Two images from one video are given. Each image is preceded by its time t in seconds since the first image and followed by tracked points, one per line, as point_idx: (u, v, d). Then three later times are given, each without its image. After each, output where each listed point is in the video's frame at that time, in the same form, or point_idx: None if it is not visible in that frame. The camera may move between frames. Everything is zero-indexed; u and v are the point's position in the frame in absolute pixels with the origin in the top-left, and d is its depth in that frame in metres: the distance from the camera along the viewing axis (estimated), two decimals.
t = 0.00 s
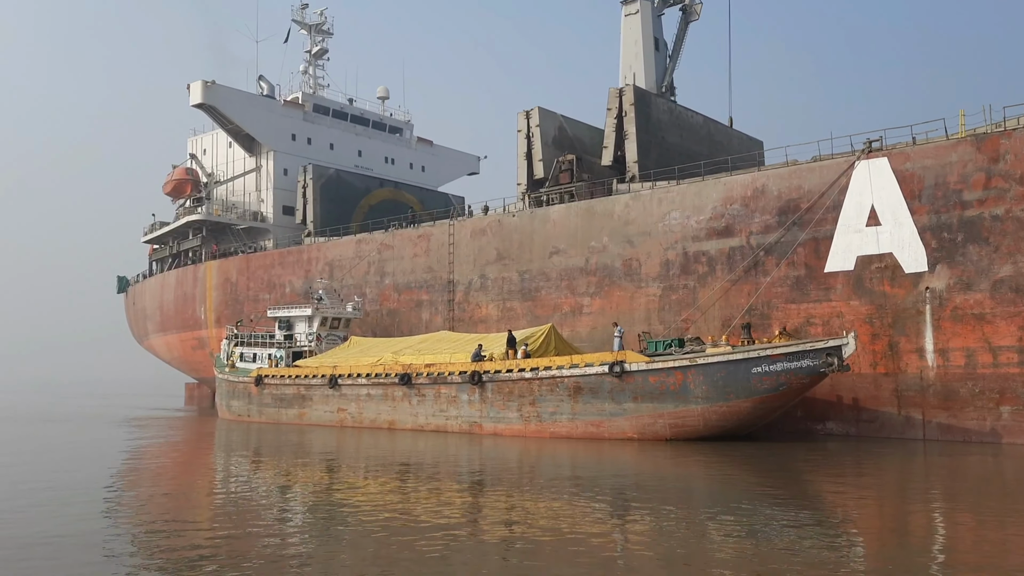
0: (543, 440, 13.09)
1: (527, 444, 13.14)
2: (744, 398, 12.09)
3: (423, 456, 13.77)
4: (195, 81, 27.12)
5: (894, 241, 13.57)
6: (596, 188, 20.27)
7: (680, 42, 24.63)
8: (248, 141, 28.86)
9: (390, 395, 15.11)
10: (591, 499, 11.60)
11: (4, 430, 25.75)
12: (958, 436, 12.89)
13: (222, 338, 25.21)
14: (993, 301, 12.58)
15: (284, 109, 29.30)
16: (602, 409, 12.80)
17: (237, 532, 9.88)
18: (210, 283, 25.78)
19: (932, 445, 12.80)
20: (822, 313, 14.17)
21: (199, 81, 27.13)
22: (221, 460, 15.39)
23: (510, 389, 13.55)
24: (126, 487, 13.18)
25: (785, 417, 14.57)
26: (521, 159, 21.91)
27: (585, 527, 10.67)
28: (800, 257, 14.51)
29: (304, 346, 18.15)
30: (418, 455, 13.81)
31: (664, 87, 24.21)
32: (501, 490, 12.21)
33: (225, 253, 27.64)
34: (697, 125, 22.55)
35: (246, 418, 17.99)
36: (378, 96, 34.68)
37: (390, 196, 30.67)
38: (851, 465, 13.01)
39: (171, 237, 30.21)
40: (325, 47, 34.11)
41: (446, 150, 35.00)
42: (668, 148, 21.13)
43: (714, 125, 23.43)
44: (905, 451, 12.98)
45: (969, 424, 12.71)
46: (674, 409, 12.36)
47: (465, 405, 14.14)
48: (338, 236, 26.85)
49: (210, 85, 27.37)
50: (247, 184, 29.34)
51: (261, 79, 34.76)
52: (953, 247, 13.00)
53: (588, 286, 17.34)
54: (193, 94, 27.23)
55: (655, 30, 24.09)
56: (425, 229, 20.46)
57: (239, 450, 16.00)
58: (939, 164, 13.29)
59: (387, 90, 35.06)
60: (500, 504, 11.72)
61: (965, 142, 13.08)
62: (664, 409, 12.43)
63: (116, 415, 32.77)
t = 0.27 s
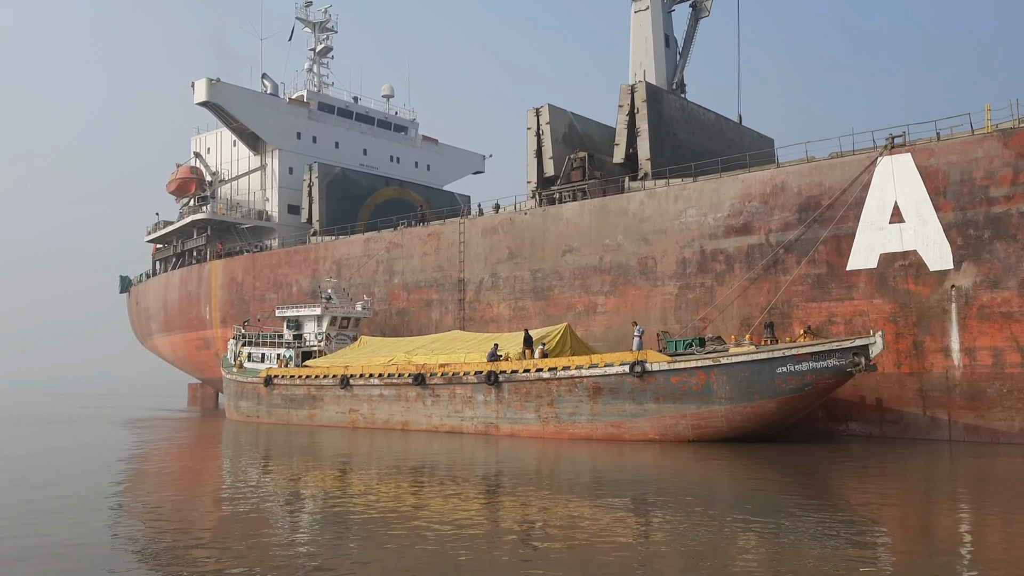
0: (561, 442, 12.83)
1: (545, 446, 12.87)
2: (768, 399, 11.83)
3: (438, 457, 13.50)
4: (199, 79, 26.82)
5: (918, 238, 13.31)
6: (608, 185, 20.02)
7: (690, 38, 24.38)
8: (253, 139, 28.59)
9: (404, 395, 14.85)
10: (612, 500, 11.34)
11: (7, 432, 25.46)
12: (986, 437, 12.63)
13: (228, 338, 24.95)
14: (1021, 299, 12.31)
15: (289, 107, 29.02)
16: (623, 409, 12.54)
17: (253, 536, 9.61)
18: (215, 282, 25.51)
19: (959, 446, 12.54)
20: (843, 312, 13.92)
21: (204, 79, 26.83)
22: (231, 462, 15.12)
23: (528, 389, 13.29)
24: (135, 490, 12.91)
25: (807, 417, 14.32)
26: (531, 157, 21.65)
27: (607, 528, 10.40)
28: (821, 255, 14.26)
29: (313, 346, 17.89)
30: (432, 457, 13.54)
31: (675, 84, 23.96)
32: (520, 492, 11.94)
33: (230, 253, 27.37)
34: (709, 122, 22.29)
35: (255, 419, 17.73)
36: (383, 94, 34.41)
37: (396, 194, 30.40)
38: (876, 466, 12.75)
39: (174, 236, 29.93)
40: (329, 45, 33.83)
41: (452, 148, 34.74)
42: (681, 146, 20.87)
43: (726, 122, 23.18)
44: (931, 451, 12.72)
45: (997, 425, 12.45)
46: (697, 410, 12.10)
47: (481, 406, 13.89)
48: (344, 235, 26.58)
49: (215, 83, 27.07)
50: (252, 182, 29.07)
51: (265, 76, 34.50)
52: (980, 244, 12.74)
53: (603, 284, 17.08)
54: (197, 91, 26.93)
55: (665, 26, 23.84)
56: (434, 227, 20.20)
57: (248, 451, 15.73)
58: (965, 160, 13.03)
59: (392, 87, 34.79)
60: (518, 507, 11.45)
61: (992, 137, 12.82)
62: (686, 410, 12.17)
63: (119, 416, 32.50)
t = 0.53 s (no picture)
0: (581, 444, 12.57)
1: (564, 448, 12.61)
2: (793, 400, 11.56)
3: (453, 459, 13.23)
4: (203, 76, 26.54)
5: (943, 236, 13.05)
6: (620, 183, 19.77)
7: (701, 35, 24.14)
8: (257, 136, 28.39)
9: (417, 396, 14.59)
10: (632, 497, 11.08)
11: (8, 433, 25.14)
12: (1013, 439, 12.37)
13: (234, 339, 24.66)
14: None
15: (294, 105, 28.73)
16: (644, 411, 12.28)
17: (266, 539, 9.33)
18: (220, 282, 25.23)
19: (986, 448, 12.28)
20: (866, 311, 13.67)
21: (209, 76, 26.56)
22: (240, 464, 14.84)
23: (545, 390, 13.04)
24: (142, 492, 12.61)
25: (828, 418, 14.07)
26: (541, 154, 21.39)
27: (628, 524, 10.14)
28: (843, 253, 14.01)
29: (322, 347, 17.60)
30: (447, 458, 13.27)
31: (686, 81, 23.72)
32: (537, 493, 11.62)
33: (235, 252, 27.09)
34: (721, 119, 22.05)
35: (264, 421, 17.46)
36: (388, 92, 34.15)
37: (401, 193, 30.13)
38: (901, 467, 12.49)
39: (178, 236, 29.64)
40: (333, 42, 33.56)
41: (457, 147, 34.46)
42: (693, 143, 20.62)
43: (738, 120, 22.93)
44: (958, 453, 12.45)
45: None
46: (720, 411, 11.84)
47: (497, 407, 13.63)
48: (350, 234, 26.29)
49: (220, 80, 26.80)
50: (257, 181, 28.78)
51: (268, 74, 34.22)
52: (1007, 242, 12.47)
53: (617, 283, 16.82)
54: (202, 89, 26.66)
55: (676, 23, 23.61)
56: (444, 226, 19.94)
57: (258, 453, 15.46)
58: (991, 155, 12.77)
59: (396, 85, 34.52)
60: (536, 505, 11.19)
61: (1020, 133, 12.56)
62: (710, 411, 11.91)
63: (122, 417, 32.19)
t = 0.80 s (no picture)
0: (599, 445, 12.32)
1: (581, 449, 12.36)
2: (817, 400, 11.32)
3: (467, 459, 12.97)
4: (206, 73, 26.25)
5: (966, 233, 12.80)
6: (631, 180, 19.52)
7: (710, 31, 23.89)
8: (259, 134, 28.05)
9: (429, 396, 14.33)
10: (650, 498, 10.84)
11: (8, 433, 24.80)
12: None
13: (237, 338, 24.38)
14: None
15: (297, 102, 28.45)
16: (664, 411, 12.04)
17: (279, 540, 9.04)
18: (223, 280, 24.93)
19: (1012, 449, 12.04)
20: (886, 309, 13.43)
21: (211, 73, 26.27)
22: (248, 465, 14.57)
23: (562, 390, 12.79)
24: (150, 493, 12.34)
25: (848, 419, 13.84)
26: (550, 151, 21.12)
27: (647, 524, 9.91)
28: (863, 250, 13.78)
29: (330, 346, 17.34)
30: (460, 459, 13.01)
31: (695, 78, 23.46)
32: (553, 493, 11.33)
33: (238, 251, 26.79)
34: (731, 116, 21.80)
35: (271, 421, 17.19)
36: (391, 89, 33.86)
37: (405, 191, 29.85)
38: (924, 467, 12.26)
39: (180, 234, 29.34)
40: (336, 39, 33.26)
41: (460, 145, 34.19)
42: (704, 140, 20.38)
43: (747, 117, 22.69)
44: (983, 453, 12.21)
45: None
46: (742, 412, 11.59)
47: (511, 407, 13.38)
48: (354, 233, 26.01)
49: (222, 77, 26.51)
50: (259, 179, 28.48)
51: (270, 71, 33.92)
52: None
53: (630, 281, 16.56)
54: (204, 86, 26.36)
55: (685, 19, 23.36)
56: (452, 223, 19.68)
57: (265, 453, 15.19)
58: (1015, 151, 12.53)
59: (399, 83, 34.22)
60: (551, 505, 10.96)
61: None
62: (731, 412, 11.67)
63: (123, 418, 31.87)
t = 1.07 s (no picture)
0: (618, 447, 12.06)
1: (600, 451, 12.10)
2: (843, 401, 11.07)
3: (481, 461, 12.70)
4: (209, 70, 25.93)
5: (990, 230, 12.53)
6: (642, 178, 19.25)
7: (719, 28, 23.65)
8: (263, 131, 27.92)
9: (442, 397, 14.06)
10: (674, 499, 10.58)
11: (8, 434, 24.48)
12: None
13: (241, 338, 24.08)
14: None
15: (301, 100, 28.15)
16: (685, 412, 11.79)
17: (293, 543, 8.79)
18: (226, 279, 24.62)
19: None
20: (909, 308, 13.18)
21: (214, 70, 25.95)
22: (257, 467, 14.28)
23: (579, 391, 12.54)
24: (157, 495, 12.06)
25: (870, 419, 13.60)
26: (559, 149, 20.86)
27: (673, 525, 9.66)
28: (884, 248, 13.54)
29: (338, 345, 17.05)
30: (475, 460, 12.75)
31: (704, 74, 23.22)
32: (573, 495, 11.06)
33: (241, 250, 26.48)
34: (742, 113, 21.56)
35: (279, 422, 16.91)
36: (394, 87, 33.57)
37: (409, 189, 29.59)
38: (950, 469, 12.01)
39: (182, 233, 29.03)
40: (338, 36, 32.96)
41: (464, 143, 33.93)
42: (715, 137, 20.13)
43: (758, 114, 22.46)
44: (1009, 455, 11.96)
45: None
46: (765, 413, 11.34)
47: (527, 408, 13.13)
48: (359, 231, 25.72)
49: (225, 74, 26.20)
50: (262, 177, 28.18)
51: (272, 69, 33.61)
52: None
53: (644, 280, 16.30)
54: (207, 83, 26.04)
55: (694, 15, 23.12)
56: (461, 221, 19.42)
57: (273, 454, 14.90)
58: None
59: (402, 80, 33.94)
60: (571, 505, 10.70)
61: None
62: (754, 413, 11.41)
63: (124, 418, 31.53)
